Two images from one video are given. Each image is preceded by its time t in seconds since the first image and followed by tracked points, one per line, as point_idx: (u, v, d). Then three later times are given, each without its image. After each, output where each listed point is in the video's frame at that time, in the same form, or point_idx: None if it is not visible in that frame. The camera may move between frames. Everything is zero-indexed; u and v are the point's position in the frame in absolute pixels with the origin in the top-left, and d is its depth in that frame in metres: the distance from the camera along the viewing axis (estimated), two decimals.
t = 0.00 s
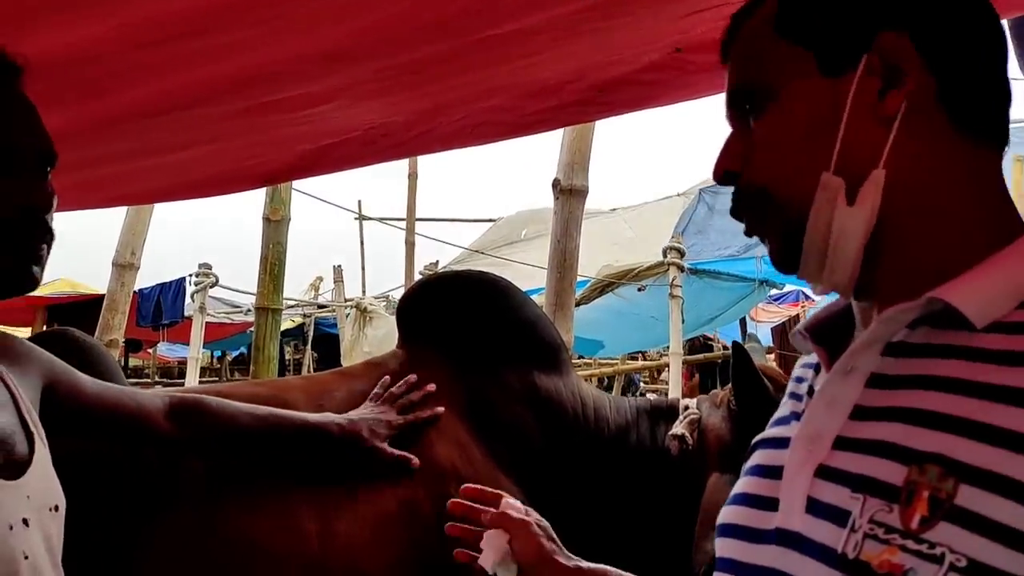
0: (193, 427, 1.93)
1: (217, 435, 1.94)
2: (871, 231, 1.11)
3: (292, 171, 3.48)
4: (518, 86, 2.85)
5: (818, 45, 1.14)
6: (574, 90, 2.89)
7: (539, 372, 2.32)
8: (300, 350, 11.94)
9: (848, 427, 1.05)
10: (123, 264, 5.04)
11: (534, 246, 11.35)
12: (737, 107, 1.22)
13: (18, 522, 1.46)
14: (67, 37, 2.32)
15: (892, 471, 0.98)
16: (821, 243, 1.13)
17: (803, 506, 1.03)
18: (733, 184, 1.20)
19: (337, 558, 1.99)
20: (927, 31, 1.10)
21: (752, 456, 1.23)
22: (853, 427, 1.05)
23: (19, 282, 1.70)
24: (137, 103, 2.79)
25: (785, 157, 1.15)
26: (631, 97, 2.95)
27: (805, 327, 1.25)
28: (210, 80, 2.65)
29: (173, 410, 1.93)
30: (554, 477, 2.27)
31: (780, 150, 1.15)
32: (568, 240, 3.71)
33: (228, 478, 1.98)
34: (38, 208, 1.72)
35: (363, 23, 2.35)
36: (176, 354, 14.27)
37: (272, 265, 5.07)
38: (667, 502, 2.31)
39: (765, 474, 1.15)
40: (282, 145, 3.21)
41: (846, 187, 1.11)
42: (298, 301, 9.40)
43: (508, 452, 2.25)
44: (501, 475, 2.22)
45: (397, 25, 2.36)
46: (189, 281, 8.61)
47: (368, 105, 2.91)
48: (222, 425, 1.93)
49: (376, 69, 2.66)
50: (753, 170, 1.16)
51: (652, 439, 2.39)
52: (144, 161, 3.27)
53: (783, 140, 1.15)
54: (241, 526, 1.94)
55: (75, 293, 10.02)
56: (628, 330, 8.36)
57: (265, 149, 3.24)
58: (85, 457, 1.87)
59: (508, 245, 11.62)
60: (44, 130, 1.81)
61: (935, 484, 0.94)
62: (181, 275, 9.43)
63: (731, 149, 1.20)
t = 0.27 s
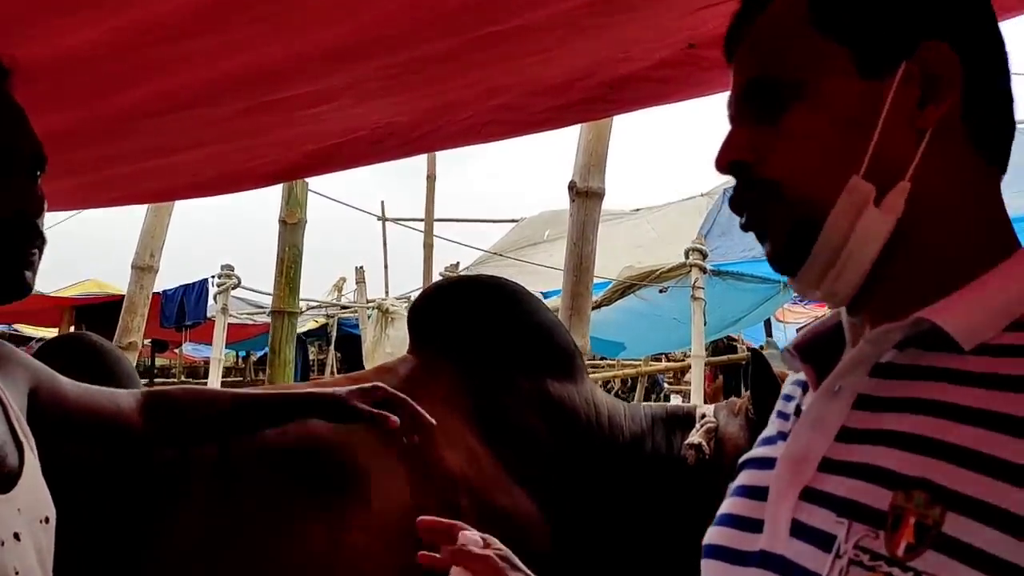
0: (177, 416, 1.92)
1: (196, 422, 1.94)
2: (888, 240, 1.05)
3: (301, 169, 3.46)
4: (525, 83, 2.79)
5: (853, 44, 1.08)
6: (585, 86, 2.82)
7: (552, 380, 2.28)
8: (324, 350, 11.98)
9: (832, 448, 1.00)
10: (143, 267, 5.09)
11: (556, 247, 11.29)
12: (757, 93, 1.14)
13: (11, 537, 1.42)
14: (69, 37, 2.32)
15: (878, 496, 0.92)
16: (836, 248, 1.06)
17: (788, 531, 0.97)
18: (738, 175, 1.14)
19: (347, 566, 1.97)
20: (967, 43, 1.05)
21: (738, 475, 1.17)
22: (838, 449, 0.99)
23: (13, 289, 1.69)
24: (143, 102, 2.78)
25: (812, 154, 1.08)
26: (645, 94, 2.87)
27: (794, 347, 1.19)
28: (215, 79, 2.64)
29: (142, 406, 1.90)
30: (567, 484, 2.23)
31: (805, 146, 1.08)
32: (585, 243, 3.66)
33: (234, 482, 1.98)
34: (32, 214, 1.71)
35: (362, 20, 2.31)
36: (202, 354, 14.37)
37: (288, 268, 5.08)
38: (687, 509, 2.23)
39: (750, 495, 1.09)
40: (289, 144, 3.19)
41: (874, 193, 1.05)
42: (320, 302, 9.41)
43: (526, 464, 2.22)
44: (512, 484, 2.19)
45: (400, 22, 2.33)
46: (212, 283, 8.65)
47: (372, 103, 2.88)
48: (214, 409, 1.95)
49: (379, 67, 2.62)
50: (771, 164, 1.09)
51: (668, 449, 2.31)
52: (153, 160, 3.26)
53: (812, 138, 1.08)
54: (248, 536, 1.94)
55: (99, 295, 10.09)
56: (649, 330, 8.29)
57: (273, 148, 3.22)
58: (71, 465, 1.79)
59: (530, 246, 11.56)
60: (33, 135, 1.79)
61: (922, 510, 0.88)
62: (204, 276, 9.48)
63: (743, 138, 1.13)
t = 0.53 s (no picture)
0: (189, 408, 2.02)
1: (195, 412, 2.03)
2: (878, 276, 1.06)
3: (307, 163, 3.44)
4: (527, 78, 2.75)
5: (846, 73, 1.07)
6: (589, 84, 2.82)
7: (564, 390, 2.23)
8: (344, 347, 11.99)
9: (832, 489, 1.00)
10: (159, 269, 5.16)
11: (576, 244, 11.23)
12: (741, 120, 1.13)
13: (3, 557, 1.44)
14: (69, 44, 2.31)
15: (886, 539, 0.92)
16: (825, 282, 1.06)
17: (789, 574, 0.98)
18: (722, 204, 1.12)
19: None
20: (957, 78, 1.05)
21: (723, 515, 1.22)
22: (838, 489, 0.99)
23: (29, 305, 1.71)
24: (146, 104, 2.76)
25: (803, 184, 1.06)
26: (651, 87, 2.85)
27: (775, 381, 1.23)
28: (215, 79, 2.62)
29: (152, 396, 2.00)
30: (578, 497, 2.18)
31: (796, 176, 1.06)
32: (601, 248, 3.61)
33: (242, 485, 1.96)
34: (47, 231, 1.73)
35: (359, 22, 2.28)
36: (224, 351, 14.44)
37: (303, 272, 5.15)
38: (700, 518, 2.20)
39: (744, 536, 1.12)
40: (293, 139, 3.17)
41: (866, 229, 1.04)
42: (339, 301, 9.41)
43: (536, 474, 2.17)
44: (520, 495, 2.14)
45: (400, 24, 2.30)
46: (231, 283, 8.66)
47: (373, 98, 2.85)
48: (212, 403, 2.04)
49: (379, 65, 2.59)
50: (760, 194, 1.07)
51: (681, 460, 2.24)
52: (158, 158, 3.25)
53: (803, 168, 1.06)
54: (249, 547, 1.89)
55: (120, 294, 10.15)
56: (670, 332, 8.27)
57: (277, 144, 3.20)
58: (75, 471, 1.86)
59: (549, 245, 11.51)
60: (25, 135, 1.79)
61: (941, 558, 0.87)
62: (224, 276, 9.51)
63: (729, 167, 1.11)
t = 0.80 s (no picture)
0: (224, 404, 1.95)
1: (241, 415, 1.95)
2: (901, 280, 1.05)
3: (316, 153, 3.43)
4: (534, 63, 2.72)
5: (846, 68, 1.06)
6: (599, 70, 2.77)
7: (575, 388, 2.20)
8: (362, 344, 12.00)
9: (860, 492, 1.00)
10: (174, 266, 5.22)
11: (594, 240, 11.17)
12: (746, 118, 1.12)
13: (15, 555, 1.45)
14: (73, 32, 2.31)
15: (914, 547, 0.92)
16: (848, 288, 1.05)
17: None
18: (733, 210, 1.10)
19: None
20: (966, 63, 1.04)
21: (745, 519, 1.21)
22: (867, 493, 0.99)
23: (44, 301, 1.73)
24: (153, 92, 2.76)
25: (813, 185, 1.05)
26: (661, 73, 2.80)
27: (801, 378, 1.23)
28: (221, 67, 2.61)
29: (196, 389, 1.95)
30: (592, 497, 2.15)
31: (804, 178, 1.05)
32: (614, 244, 3.59)
33: (253, 482, 1.97)
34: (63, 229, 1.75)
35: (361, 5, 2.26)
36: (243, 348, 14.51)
37: (316, 268, 5.15)
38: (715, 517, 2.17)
39: (766, 540, 1.11)
40: (301, 128, 3.15)
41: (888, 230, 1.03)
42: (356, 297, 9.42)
43: (547, 473, 2.15)
44: (532, 494, 2.12)
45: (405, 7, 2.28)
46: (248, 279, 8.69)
47: (379, 85, 2.83)
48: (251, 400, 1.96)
49: (384, 51, 2.57)
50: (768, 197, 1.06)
51: (696, 458, 2.18)
52: (168, 148, 3.25)
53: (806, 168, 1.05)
54: (259, 538, 1.92)
55: (139, 291, 10.21)
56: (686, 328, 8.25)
57: (286, 133, 3.19)
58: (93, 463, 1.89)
59: (567, 241, 11.46)
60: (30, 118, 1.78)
61: (974, 569, 0.88)
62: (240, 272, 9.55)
63: (737, 169, 1.10)
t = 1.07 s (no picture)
0: (273, 414, 1.96)
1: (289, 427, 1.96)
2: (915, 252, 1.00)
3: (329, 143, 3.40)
4: (550, 51, 2.69)
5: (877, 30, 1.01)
6: (616, 56, 2.72)
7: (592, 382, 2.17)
8: (375, 339, 12.01)
9: (897, 490, 0.96)
10: (187, 260, 5.22)
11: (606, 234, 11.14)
12: (774, 84, 1.11)
13: (43, 550, 1.43)
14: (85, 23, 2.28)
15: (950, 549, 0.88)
16: (853, 258, 1.02)
17: None
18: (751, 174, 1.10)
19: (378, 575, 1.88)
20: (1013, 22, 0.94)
21: (789, 515, 1.18)
22: (904, 490, 0.96)
23: (80, 297, 1.72)
24: (166, 84, 2.73)
25: (830, 153, 1.02)
26: (680, 59, 2.75)
27: (841, 372, 1.20)
28: (235, 59, 2.58)
29: (250, 397, 1.98)
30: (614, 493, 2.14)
31: (821, 146, 1.03)
32: (628, 237, 3.55)
33: (269, 479, 1.94)
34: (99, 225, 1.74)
35: None
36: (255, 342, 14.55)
37: (329, 263, 5.13)
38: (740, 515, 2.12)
39: (806, 539, 1.08)
40: (315, 119, 3.12)
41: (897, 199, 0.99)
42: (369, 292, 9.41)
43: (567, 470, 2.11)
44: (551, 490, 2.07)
45: None
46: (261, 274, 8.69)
47: (394, 75, 2.80)
48: (300, 408, 1.97)
49: (400, 40, 2.53)
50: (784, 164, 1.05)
51: (716, 455, 2.20)
52: (180, 141, 3.22)
53: (825, 132, 1.03)
54: (275, 534, 1.88)
55: (153, 286, 10.23)
56: (702, 323, 8.21)
57: (299, 125, 3.16)
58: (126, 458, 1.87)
59: (580, 235, 11.41)
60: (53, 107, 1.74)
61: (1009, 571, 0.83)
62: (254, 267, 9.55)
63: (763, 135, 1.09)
